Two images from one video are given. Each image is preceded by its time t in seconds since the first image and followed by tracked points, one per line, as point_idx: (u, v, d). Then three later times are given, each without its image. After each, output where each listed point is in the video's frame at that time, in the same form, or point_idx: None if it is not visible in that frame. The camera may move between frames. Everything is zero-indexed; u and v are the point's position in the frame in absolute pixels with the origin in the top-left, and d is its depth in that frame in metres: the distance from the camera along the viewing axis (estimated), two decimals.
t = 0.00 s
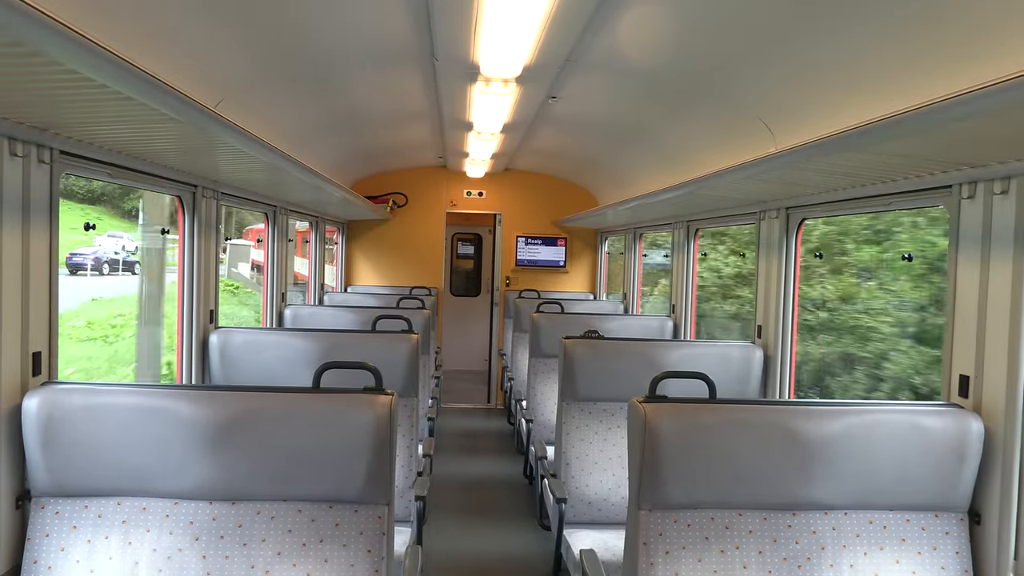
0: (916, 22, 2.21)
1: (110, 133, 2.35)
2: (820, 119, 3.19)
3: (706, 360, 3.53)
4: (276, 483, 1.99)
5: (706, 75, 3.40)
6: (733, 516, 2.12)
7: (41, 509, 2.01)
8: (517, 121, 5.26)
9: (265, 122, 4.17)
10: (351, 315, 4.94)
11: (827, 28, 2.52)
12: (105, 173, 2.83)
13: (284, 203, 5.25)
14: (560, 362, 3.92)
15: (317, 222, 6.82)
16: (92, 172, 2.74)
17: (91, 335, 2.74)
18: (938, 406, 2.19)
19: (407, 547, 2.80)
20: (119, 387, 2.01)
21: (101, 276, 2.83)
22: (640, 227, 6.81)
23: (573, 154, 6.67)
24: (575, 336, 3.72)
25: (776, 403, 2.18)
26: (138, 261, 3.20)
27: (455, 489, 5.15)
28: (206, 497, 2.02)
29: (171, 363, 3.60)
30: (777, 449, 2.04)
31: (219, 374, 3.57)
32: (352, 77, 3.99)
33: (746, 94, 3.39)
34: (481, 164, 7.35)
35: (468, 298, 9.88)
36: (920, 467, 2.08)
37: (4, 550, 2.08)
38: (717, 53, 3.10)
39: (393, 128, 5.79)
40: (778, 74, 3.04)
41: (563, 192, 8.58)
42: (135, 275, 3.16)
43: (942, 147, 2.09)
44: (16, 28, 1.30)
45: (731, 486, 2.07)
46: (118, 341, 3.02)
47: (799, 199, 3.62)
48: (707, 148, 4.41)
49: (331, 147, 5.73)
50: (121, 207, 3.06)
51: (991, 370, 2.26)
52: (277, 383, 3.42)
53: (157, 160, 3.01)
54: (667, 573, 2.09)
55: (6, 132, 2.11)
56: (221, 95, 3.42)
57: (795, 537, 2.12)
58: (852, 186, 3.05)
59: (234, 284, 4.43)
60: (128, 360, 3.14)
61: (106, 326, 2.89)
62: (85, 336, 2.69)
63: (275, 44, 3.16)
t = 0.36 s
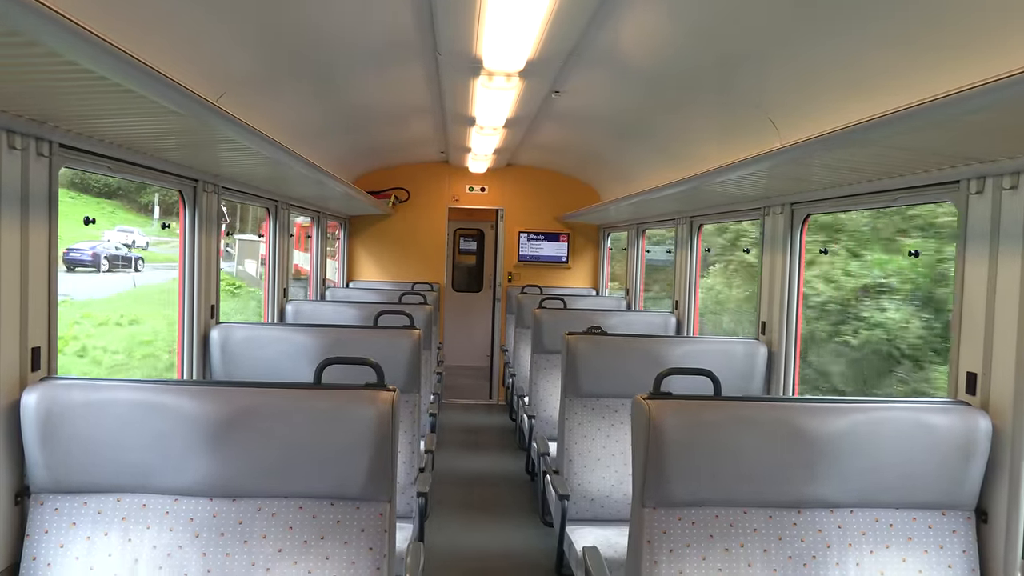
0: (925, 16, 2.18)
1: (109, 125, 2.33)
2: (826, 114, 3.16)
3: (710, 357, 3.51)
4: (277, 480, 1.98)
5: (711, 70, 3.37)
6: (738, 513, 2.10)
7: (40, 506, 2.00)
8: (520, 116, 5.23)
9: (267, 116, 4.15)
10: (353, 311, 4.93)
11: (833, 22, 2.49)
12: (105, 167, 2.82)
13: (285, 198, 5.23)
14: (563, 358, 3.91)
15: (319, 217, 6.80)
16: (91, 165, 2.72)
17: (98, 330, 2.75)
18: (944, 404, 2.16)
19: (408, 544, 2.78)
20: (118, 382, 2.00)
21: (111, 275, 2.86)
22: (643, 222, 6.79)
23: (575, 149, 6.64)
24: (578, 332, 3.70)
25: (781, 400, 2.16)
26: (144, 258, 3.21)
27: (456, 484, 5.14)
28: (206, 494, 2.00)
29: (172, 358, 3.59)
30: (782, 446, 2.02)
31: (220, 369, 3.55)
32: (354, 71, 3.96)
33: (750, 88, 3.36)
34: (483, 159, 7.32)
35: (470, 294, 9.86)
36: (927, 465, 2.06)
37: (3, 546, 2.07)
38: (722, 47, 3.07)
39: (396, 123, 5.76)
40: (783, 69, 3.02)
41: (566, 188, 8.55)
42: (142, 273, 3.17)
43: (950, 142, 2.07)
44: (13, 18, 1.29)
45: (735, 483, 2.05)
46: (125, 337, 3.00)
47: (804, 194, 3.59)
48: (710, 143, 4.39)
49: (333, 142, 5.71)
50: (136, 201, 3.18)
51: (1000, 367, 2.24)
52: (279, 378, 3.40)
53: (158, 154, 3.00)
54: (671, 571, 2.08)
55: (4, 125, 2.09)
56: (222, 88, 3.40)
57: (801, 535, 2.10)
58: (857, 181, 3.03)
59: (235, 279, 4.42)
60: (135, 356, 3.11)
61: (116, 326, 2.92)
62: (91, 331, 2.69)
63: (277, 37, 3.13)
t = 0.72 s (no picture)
0: (936, 10, 2.15)
1: (111, 116, 2.31)
2: (833, 108, 3.13)
3: (714, 351, 3.49)
4: (281, 474, 1.96)
5: (717, 63, 3.34)
6: (744, 509, 2.09)
7: (41, 499, 2.00)
8: (523, 109, 5.20)
9: (269, 108, 4.12)
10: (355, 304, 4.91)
11: (844, 15, 2.46)
12: (107, 158, 2.81)
13: (287, 190, 5.21)
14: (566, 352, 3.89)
15: (320, 210, 6.78)
16: (93, 156, 2.70)
17: (96, 325, 2.72)
18: (952, 400, 2.14)
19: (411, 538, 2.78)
20: (120, 375, 1.99)
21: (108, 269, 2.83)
22: (646, 216, 6.76)
23: (578, 142, 6.61)
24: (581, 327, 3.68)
25: (788, 395, 2.14)
26: (145, 252, 3.19)
27: (458, 478, 5.14)
28: (208, 487, 1.99)
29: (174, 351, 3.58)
30: (788, 443, 2.01)
31: (222, 362, 3.53)
32: (357, 62, 3.93)
33: (757, 82, 3.33)
34: (485, 152, 7.30)
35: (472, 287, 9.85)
36: (934, 461, 2.05)
37: (4, 539, 2.06)
38: (728, 39, 3.04)
39: (398, 115, 5.73)
40: (790, 62, 2.99)
41: (568, 181, 8.51)
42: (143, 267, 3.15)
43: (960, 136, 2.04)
44: (16, 4, 1.26)
45: (741, 479, 2.03)
46: (125, 330, 2.98)
47: (810, 188, 3.56)
48: (715, 137, 4.36)
49: (335, 134, 5.68)
50: (148, 193, 3.24)
51: (1008, 364, 2.22)
52: (281, 372, 3.39)
53: (160, 145, 2.98)
54: (676, 567, 2.06)
55: (5, 115, 2.07)
56: (225, 79, 3.37)
57: (807, 531, 2.09)
58: (864, 175, 3.00)
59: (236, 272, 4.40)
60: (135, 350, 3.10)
61: (115, 321, 2.90)
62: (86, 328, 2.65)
63: (279, 28, 3.10)
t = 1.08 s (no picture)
0: (940, 5, 2.13)
1: (107, 106, 2.28)
2: (833, 104, 3.11)
3: (713, 346, 3.48)
4: (278, 469, 1.95)
5: (718, 57, 3.32)
6: (743, 506, 2.09)
7: (35, 492, 1.98)
8: (522, 102, 5.17)
9: (266, 101, 4.09)
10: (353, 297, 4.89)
11: (847, 10, 2.43)
12: (104, 149, 2.79)
13: (285, 182, 5.18)
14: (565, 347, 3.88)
15: (318, 203, 6.75)
16: (88, 147, 2.67)
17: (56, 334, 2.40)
18: (951, 397, 2.14)
19: (408, 533, 2.77)
20: (116, 368, 1.97)
21: (101, 265, 2.77)
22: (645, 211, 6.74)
23: (577, 136, 6.57)
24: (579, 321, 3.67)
25: (788, 392, 2.13)
26: (138, 247, 3.13)
27: (455, 472, 5.14)
28: (205, 482, 1.98)
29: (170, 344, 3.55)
30: (788, 440, 2.00)
31: (218, 356, 3.51)
32: (355, 54, 3.90)
33: (758, 76, 3.31)
34: (484, 146, 7.27)
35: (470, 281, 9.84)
36: (934, 459, 2.04)
37: None
38: (729, 34, 3.02)
39: (397, 108, 5.70)
40: (792, 58, 2.97)
41: (567, 175, 8.49)
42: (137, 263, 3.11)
43: (962, 132, 2.03)
44: None
45: (740, 476, 2.03)
46: (118, 325, 2.94)
47: (810, 183, 3.55)
48: (714, 132, 4.34)
49: (333, 127, 5.65)
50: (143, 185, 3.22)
51: (1008, 361, 2.21)
52: (279, 365, 3.37)
53: (156, 137, 2.95)
54: (674, 564, 2.05)
55: None
56: (222, 71, 3.34)
57: (806, 528, 2.08)
58: (865, 171, 2.99)
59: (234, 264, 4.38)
60: (129, 345, 3.05)
61: (108, 318, 2.85)
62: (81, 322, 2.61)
63: (277, 19, 3.07)
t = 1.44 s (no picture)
0: None
1: (100, 99, 2.26)
2: (831, 99, 3.10)
3: (710, 341, 3.48)
4: (273, 463, 1.95)
5: (715, 52, 3.30)
6: (738, 501, 2.09)
7: (29, 487, 1.97)
8: (519, 97, 5.15)
9: (261, 95, 4.06)
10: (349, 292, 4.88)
11: (845, 5, 2.43)
12: (97, 143, 2.77)
13: (281, 176, 5.16)
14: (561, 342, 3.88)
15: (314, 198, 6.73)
16: (81, 141, 2.65)
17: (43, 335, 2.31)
18: (947, 392, 2.14)
19: (404, 528, 2.77)
20: (110, 363, 1.96)
21: (88, 266, 2.71)
22: (642, 206, 6.73)
23: (574, 131, 6.55)
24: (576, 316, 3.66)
25: (784, 386, 2.13)
26: (131, 245, 3.11)
27: (452, 467, 5.14)
28: (199, 477, 1.97)
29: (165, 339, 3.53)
30: (784, 435, 2.00)
31: (214, 351, 3.50)
32: (350, 48, 3.88)
33: (755, 71, 3.30)
34: (480, 141, 7.26)
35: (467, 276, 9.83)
36: (929, 454, 2.04)
37: None
38: (727, 28, 3.01)
39: (393, 102, 5.68)
40: (790, 52, 2.96)
41: (564, 170, 8.47)
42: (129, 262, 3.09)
43: (960, 127, 2.02)
44: None
45: (735, 470, 2.03)
46: (109, 322, 2.92)
47: (807, 178, 3.54)
48: (711, 126, 4.33)
49: (328, 121, 5.62)
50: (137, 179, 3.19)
51: (1003, 356, 2.21)
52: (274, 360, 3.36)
53: (150, 130, 2.93)
54: (670, 559, 2.05)
55: None
56: (217, 64, 3.31)
57: (801, 522, 2.09)
58: (861, 165, 2.99)
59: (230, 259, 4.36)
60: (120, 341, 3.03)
61: (100, 316, 2.84)
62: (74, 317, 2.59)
63: (271, 12, 3.05)
